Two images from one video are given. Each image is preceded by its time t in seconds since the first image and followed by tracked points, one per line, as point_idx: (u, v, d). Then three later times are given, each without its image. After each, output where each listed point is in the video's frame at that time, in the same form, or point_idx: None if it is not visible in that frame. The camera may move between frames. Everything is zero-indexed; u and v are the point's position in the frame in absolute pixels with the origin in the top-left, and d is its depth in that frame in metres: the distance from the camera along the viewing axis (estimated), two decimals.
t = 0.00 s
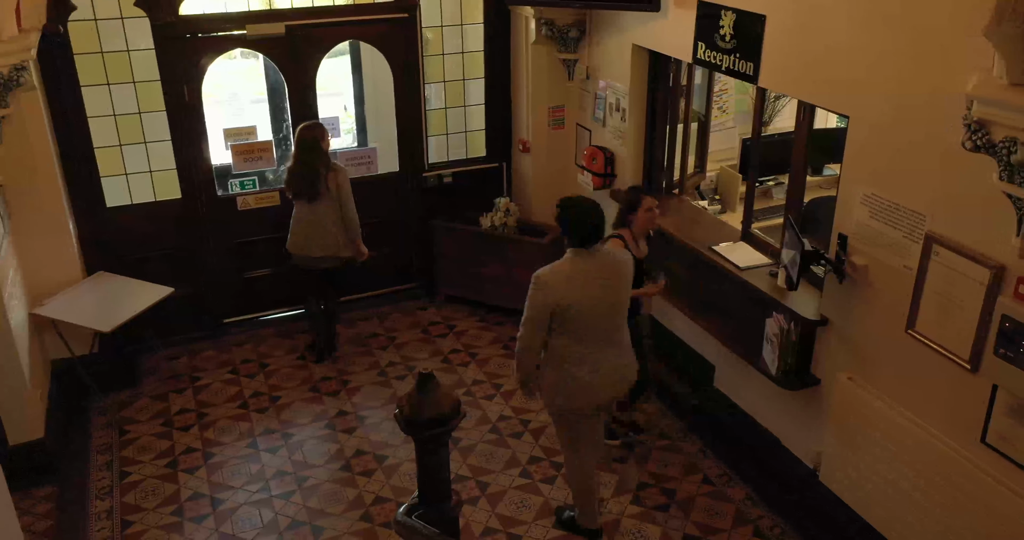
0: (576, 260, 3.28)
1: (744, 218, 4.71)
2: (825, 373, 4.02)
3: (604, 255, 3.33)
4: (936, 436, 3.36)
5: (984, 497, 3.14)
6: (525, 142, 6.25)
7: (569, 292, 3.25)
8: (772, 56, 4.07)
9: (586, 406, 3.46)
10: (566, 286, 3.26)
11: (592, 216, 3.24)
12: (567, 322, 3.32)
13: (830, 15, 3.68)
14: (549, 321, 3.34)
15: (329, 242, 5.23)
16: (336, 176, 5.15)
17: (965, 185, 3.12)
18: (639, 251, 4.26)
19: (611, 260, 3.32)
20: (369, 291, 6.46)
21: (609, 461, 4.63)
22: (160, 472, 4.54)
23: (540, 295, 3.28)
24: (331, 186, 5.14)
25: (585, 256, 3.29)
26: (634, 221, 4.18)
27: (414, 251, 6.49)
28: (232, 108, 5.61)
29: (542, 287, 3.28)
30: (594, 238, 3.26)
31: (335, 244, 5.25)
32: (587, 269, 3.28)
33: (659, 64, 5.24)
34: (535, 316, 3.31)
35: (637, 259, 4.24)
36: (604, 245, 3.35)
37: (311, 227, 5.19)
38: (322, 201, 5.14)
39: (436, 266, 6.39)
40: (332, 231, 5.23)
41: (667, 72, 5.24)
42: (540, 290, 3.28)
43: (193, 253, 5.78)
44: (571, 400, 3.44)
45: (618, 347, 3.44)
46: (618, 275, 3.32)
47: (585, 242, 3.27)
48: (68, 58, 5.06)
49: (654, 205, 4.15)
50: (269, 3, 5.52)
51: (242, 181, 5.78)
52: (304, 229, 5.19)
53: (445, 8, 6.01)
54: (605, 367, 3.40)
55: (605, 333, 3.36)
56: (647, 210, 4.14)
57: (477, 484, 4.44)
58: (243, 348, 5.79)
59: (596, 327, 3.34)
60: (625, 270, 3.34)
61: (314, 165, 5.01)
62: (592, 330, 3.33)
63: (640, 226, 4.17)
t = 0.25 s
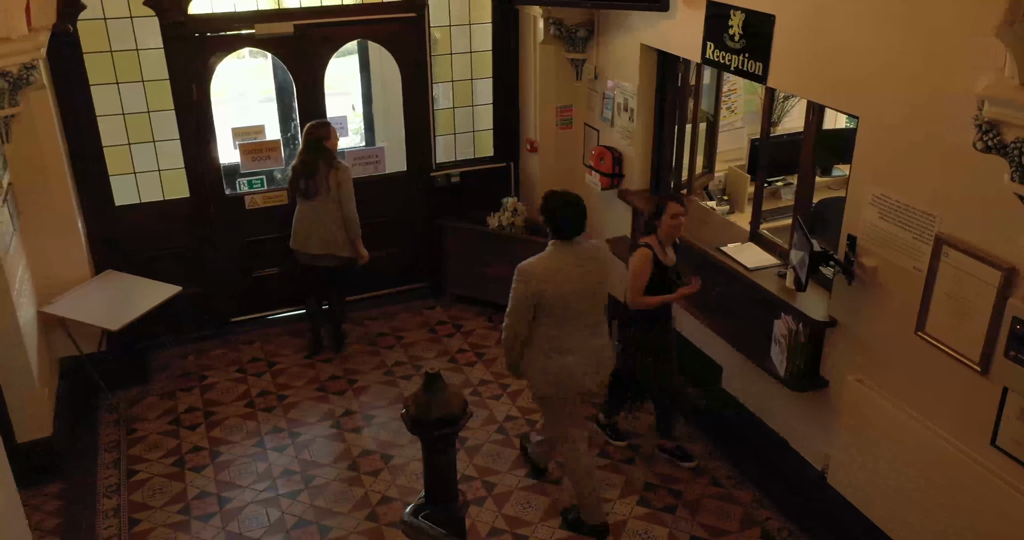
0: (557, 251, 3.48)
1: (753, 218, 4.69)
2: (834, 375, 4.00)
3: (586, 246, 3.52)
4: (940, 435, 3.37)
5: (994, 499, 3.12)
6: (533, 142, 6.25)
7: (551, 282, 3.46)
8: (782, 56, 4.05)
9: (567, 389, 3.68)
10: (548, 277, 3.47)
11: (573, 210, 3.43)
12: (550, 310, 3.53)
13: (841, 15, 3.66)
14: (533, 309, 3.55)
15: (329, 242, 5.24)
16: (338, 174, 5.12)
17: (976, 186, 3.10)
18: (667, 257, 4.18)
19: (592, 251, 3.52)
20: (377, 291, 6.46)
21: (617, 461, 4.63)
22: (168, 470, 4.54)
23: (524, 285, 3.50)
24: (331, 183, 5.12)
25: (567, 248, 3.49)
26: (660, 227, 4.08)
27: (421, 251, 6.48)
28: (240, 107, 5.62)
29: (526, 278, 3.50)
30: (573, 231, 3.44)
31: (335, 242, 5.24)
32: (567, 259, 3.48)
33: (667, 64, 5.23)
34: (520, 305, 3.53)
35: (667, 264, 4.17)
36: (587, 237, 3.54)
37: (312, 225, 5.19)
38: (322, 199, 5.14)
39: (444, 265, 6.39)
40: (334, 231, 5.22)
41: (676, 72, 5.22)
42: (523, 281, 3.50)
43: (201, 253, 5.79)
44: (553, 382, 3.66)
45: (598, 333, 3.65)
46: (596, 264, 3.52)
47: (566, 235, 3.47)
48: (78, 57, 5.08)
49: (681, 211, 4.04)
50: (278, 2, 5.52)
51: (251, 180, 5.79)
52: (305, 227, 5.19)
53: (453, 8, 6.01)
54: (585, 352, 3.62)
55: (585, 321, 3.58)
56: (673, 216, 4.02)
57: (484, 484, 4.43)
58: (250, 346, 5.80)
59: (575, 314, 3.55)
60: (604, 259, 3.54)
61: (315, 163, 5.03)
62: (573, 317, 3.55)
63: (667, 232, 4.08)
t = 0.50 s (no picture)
0: (544, 232, 3.77)
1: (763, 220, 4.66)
2: (844, 378, 3.96)
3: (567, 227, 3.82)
4: (946, 435, 3.37)
5: (1007, 505, 3.09)
6: (542, 143, 6.23)
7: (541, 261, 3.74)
8: (792, 57, 4.02)
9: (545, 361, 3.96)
10: (536, 256, 3.75)
11: (560, 193, 3.73)
12: (536, 288, 3.81)
13: (853, 15, 3.62)
14: (520, 288, 3.81)
15: (331, 244, 5.23)
16: (344, 174, 5.12)
17: (990, 188, 3.07)
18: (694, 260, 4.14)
19: (573, 232, 3.83)
20: (384, 291, 6.45)
21: (624, 464, 4.60)
22: (175, 470, 4.54)
23: (513, 265, 3.75)
24: (337, 183, 5.12)
25: (552, 228, 3.78)
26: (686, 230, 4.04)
27: (429, 251, 6.47)
28: (248, 107, 5.61)
29: (512, 256, 3.74)
30: (561, 212, 3.74)
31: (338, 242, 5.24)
32: (552, 239, 3.78)
33: (677, 64, 5.20)
34: (508, 284, 3.77)
35: (696, 268, 4.13)
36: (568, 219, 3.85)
37: (314, 226, 5.18)
38: (326, 199, 5.13)
39: (451, 266, 6.37)
40: (336, 232, 5.21)
41: (686, 72, 5.20)
42: (513, 261, 3.74)
43: (209, 252, 5.79)
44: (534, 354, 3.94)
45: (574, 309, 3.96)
46: (579, 243, 3.84)
47: (551, 216, 3.75)
48: (86, 57, 5.08)
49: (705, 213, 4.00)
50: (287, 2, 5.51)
51: (258, 180, 5.78)
52: (308, 227, 5.18)
53: (462, 7, 5.99)
54: (564, 329, 3.93)
55: (568, 297, 3.89)
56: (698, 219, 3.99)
57: (491, 486, 4.42)
58: (257, 346, 5.79)
59: (558, 290, 3.85)
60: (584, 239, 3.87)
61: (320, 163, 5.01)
62: (557, 294, 3.85)
63: (693, 235, 4.04)
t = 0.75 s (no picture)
0: (524, 224, 3.83)
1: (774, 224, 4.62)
2: (857, 386, 3.91)
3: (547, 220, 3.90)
4: (956, 441, 3.34)
5: None
6: (551, 145, 6.17)
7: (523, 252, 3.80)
8: (805, 60, 3.97)
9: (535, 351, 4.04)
10: (519, 248, 3.81)
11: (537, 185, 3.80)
12: (520, 279, 3.87)
13: (867, 18, 3.58)
14: (504, 279, 3.87)
15: (342, 248, 5.20)
16: (353, 176, 5.11)
17: (1007, 195, 3.01)
18: (718, 269, 4.02)
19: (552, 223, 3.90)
20: (391, 294, 6.42)
21: (633, 470, 4.54)
22: (181, 473, 4.52)
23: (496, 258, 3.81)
24: (348, 187, 5.10)
25: (531, 220, 3.84)
26: (709, 239, 3.92)
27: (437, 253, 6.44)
28: (256, 107, 5.57)
29: (496, 248, 3.81)
30: (539, 203, 3.81)
31: (348, 245, 5.20)
32: (532, 231, 3.84)
33: (688, 66, 5.16)
34: (493, 276, 3.83)
35: (721, 276, 4.01)
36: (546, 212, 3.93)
37: (324, 230, 5.16)
38: (334, 204, 5.11)
39: (460, 268, 6.33)
40: (346, 237, 5.18)
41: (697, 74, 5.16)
42: (494, 254, 3.81)
43: (216, 254, 5.77)
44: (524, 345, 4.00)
45: (557, 299, 4.03)
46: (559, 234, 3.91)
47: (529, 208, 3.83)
48: (94, 58, 5.07)
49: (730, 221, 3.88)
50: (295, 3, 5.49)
51: (266, 183, 5.75)
52: (318, 233, 5.17)
53: (471, 9, 5.96)
54: (548, 319, 4.00)
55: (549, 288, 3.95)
56: (722, 227, 3.87)
57: (498, 492, 4.38)
58: (265, 349, 5.77)
59: (541, 281, 3.92)
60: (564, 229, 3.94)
61: (331, 165, 5.00)
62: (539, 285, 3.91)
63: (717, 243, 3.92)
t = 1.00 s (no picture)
0: (493, 220, 3.92)
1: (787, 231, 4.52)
2: (872, 397, 3.84)
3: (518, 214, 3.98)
4: (970, 451, 3.28)
5: None
6: (562, 148, 6.15)
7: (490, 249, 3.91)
8: (820, 64, 3.90)
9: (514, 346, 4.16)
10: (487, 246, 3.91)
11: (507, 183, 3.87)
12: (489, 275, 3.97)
13: (886, 22, 3.50)
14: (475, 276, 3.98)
15: (353, 249, 5.14)
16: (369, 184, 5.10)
17: None
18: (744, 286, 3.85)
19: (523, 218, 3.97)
20: (399, 298, 6.37)
21: (642, 480, 4.47)
22: (186, 480, 4.48)
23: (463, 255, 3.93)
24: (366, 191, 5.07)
25: (500, 217, 3.93)
26: (733, 256, 3.76)
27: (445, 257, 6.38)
28: (266, 109, 5.54)
29: (465, 246, 3.92)
30: (507, 199, 3.90)
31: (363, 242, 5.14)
32: (501, 227, 3.93)
33: (700, 70, 5.08)
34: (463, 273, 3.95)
35: (747, 293, 3.85)
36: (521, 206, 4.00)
37: (335, 234, 5.10)
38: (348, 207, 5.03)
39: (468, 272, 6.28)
40: (358, 232, 5.11)
41: (710, 78, 5.08)
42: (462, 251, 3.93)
43: (223, 257, 5.74)
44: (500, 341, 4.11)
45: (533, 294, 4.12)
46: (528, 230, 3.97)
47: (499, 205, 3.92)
48: (102, 59, 5.04)
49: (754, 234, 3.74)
50: (304, 5, 5.43)
51: (274, 189, 5.68)
52: (328, 235, 5.11)
53: (482, 11, 5.91)
54: (523, 312, 4.09)
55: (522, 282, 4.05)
56: (747, 242, 3.73)
57: (506, 501, 4.32)
58: (272, 352, 5.73)
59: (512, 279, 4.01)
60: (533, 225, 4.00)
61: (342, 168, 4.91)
62: (511, 280, 4.00)
63: (742, 259, 3.76)
